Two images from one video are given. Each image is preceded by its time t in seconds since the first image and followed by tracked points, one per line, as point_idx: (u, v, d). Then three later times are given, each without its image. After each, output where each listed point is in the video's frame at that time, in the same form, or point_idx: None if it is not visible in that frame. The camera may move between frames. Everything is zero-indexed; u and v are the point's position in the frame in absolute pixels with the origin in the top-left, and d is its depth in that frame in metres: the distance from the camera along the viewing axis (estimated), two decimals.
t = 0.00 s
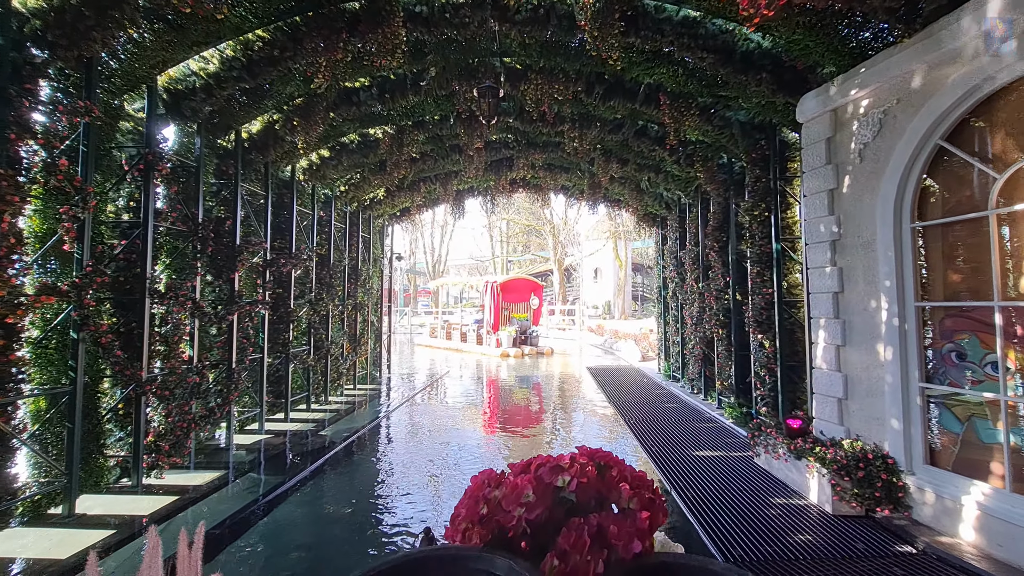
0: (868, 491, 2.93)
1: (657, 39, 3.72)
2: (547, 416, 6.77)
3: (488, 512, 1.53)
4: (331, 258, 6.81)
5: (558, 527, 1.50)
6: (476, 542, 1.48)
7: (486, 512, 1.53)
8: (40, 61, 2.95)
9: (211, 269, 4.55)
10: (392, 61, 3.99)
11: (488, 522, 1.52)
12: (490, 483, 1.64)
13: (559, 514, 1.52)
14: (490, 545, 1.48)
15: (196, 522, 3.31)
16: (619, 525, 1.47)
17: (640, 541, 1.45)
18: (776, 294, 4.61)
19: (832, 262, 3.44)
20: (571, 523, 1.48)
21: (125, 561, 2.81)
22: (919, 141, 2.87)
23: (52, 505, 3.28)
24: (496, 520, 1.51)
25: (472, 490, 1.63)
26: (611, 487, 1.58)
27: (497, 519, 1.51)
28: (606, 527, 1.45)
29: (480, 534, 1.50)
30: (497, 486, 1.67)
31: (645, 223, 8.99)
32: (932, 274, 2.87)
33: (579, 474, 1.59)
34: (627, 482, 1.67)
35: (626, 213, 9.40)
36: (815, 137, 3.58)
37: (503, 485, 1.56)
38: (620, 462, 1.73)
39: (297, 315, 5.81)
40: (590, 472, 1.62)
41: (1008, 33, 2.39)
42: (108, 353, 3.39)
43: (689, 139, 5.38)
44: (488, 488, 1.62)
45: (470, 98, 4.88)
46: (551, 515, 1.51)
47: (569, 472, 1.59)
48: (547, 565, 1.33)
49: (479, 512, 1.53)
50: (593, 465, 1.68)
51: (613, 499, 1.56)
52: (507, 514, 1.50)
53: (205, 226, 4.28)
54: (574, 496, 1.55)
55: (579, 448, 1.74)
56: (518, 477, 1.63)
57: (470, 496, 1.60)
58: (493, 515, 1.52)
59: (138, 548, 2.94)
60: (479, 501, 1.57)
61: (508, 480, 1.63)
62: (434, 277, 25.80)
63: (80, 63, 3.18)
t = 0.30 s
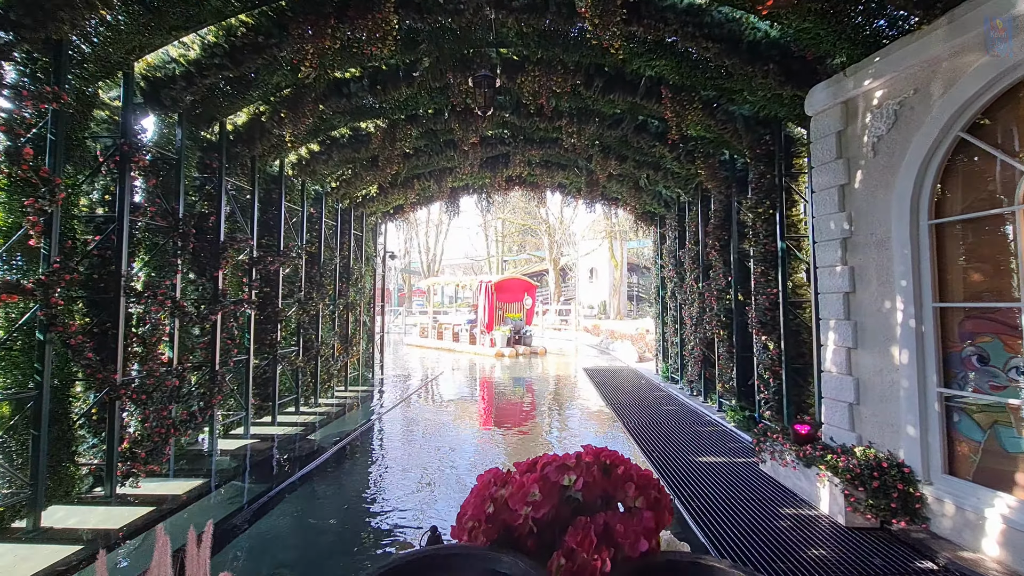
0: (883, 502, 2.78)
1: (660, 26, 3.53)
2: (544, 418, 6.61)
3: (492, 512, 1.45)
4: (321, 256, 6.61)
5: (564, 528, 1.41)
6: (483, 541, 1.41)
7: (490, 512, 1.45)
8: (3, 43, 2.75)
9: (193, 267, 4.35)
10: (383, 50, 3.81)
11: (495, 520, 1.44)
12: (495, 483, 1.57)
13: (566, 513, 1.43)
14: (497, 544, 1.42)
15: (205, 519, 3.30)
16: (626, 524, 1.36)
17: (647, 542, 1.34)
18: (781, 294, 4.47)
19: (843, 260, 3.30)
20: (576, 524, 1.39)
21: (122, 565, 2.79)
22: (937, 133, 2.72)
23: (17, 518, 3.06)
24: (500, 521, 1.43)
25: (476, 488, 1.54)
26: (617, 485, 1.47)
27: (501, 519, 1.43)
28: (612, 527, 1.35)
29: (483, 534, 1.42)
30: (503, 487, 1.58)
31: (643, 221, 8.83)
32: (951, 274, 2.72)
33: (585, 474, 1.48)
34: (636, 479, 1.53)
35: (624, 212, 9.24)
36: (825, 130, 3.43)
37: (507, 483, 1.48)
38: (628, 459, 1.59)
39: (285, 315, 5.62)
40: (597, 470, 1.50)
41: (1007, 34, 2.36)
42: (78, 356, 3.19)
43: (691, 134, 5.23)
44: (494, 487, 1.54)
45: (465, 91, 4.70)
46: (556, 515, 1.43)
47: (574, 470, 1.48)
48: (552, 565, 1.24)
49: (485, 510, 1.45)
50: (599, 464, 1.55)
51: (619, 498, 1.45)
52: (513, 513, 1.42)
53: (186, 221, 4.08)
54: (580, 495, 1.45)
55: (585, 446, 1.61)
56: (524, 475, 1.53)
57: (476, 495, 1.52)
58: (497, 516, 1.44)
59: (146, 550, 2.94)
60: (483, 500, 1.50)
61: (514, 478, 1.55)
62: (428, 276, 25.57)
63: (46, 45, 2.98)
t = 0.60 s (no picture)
0: (899, 513, 2.62)
1: (662, 12, 3.33)
2: (539, 418, 6.45)
3: (498, 510, 1.42)
4: (309, 254, 6.41)
5: (568, 525, 1.39)
6: (485, 540, 1.38)
7: (496, 510, 1.42)
8: None
9: (173, 263, 4.14)
10: (371, 35, 3.62)
11: (497, 520, 1.41)
12: (501, 482, 1.52)
13: (569, 513, 1.40)
14: (500, 544, 1.39)
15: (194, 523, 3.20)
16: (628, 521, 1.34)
17: (650, 539, 1.32)
18: (784, 293, 4.33)
19: (854, 258, 3.15)
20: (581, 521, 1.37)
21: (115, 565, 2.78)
22: (956, 122, 2.57)
23: None
24: (506, 519, 1.40)
25: (480, 487, 1.51)
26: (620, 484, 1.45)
27: (508, 517, 1.40)
28: (615, 525, 1.32)
29: (489, 532, 1.39)
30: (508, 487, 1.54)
31: (641, 220, 8.69)
32: (971, 272, 2.57)
33: (588, 473, 1.45)
34: (638, 478, 1.51)
35: (621, 210, 9.08)
36: (835, 123, 3.29)
37: (511, 483, 1.44)
38: (631, 458, 1.56)
39: (272, 314, 5.42)
40: (599, 469, 1.47)
41: (1007, 35, 2.33)
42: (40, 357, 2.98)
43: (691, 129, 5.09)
44: (499, 487, 1.50)
45: (458, 82, 4.52)
46: (560, 513, 1.39)
47: (578, 470, 1.45)
48: (555, 564, 1.25)
49: (487, 509, 1.42)
50: (602, 464, 1.51)
51: (623, 497, 1.43)
52: (515, 512, 1.38)
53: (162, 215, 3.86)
54: (584, 494, 1.42)
55: (587, 446, 1.58)
56: (526, 474, 1.50)
57: (478, 494, 1.49)
58: (505, 514, 1.40)
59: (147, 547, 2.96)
60: (490, 499, 1.46)
61: (517, 478, 1.51)
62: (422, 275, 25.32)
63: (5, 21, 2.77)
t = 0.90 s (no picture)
0: (915, 528, 2.47)
1: None
2: (533, 420, 6.29)
3: (497, 510, 1.34)
4: (298, 252, 6.22)
5: (567, 528, 1.32)
6: (485, 542, 1.30)
7: (496, 511, 1.34)
8: None
9: (152, 261, 3.96)
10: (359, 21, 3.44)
11: (497, 521, 1.33)
12: (499, 482, 1.45)
13: (570, 514, 1.34)
14: (497, 546, 1.31)
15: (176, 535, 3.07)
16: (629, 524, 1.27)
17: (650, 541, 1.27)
18: (788, 295, 4.20)
19: (865, 258, 3.00)
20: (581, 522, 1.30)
21: (118, 562, 2.81)
22: (976, 115, 2.43)
23: None
24: (504, 520, 1.33)
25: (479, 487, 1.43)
26: (622, 486, 1.38)
27: (506, 518, 1.33)
28: (616, 527, 1.26)
29: (487, 533, 1.31)
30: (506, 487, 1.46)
31: (638, 219, 8.55)
32: (992, 273, 2.43)
33: (590, 474, 1.38)
34: (639, 480, 1.45)
35: (617, 209, 8.94)
36: (844, 117, 3.15)
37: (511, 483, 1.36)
38: (632, 460, 1.50)
39: (257, 314, 5.23)
40: (601, 470, 1.40)
41: (1007, 35, 2.30)
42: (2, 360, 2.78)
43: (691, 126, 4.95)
44: (498, 487, 1.42)
45: (451, 74, 4.35)
46: (559, 514, 1.33)
47: (579, 471, 1.38)
48: (555, 566, 1.18)
49: (487, 510, 1.34)
50: (603, 465, 1.45)
51: (622, 499, 1.36)
52: (517, 514, 1.31)
53: (139, 210, 3.67)
54: (584, 495, 1.35)
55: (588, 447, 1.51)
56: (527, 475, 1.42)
57: (479, 494, 1.41)
58: (503, 514, 1.32)
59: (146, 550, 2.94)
60: (489, 500, 1.38)
61: (517, 478, 1.44)
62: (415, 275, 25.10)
63: None
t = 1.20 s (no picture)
0: (929, 542, 2.35)
1: None
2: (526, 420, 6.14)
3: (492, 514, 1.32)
4: (281, 250, 6.01)
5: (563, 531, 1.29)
6: (480, 544, 1.27)
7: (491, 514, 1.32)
8: None
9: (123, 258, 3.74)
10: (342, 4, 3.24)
11: (493, 524, 1.31)
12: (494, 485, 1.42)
13: (565, 516, 1.31)
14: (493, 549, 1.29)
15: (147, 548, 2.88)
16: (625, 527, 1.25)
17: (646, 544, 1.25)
18: (789, 296, 4.08)
19: (873, 257, 2.87)
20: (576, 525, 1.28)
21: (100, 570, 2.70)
22: (995, 105, 2.29)
23: None
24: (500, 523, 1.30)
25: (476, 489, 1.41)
26: (618, 488, 1.35)
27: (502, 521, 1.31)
28: (610, 529, 1.24)
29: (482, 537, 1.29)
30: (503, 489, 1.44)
31: (632, 218, 8.40)
32: (1011, 272, 2.28)
33: (585, 476, 1.35)
34: (635, 482, 1.41)
35: (610, 208, 8.79)
36: (852, 110, 3.02)
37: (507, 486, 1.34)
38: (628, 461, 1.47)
39: (237, 314, 5.01)
40: (596, 472, 1.37)
41: (1007, 34, 2.23)
42: None
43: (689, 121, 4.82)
44: (494, 490, 1.39)
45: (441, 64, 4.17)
46: (555, 517, 1.30)
47: (574, 473, 1.34)
48: (549, 568, 1.15)
49: (482, 512, 1.33)
50: (599, 467, 1.41)
51: (618, 501, 1.33)
52: (512, 516, 1.30)
53: (106, 204, 3.44)
54: (580, 498, 1.32)
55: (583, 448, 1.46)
56: (523, 477, 1.40)
57: (475, 496, 1.39)
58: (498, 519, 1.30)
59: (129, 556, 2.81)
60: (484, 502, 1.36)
61: (513, 481, 1.41)
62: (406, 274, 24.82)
63: None
